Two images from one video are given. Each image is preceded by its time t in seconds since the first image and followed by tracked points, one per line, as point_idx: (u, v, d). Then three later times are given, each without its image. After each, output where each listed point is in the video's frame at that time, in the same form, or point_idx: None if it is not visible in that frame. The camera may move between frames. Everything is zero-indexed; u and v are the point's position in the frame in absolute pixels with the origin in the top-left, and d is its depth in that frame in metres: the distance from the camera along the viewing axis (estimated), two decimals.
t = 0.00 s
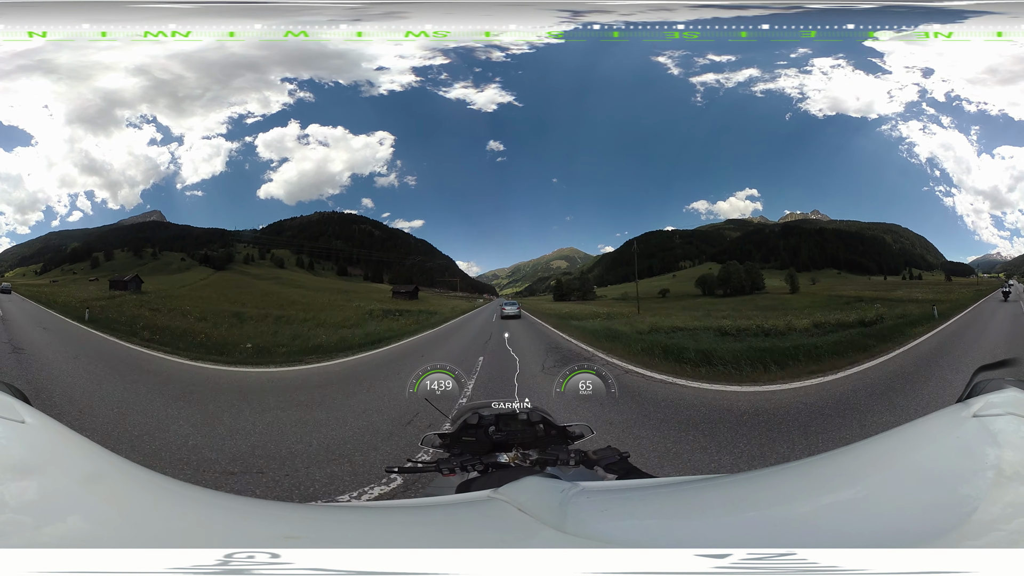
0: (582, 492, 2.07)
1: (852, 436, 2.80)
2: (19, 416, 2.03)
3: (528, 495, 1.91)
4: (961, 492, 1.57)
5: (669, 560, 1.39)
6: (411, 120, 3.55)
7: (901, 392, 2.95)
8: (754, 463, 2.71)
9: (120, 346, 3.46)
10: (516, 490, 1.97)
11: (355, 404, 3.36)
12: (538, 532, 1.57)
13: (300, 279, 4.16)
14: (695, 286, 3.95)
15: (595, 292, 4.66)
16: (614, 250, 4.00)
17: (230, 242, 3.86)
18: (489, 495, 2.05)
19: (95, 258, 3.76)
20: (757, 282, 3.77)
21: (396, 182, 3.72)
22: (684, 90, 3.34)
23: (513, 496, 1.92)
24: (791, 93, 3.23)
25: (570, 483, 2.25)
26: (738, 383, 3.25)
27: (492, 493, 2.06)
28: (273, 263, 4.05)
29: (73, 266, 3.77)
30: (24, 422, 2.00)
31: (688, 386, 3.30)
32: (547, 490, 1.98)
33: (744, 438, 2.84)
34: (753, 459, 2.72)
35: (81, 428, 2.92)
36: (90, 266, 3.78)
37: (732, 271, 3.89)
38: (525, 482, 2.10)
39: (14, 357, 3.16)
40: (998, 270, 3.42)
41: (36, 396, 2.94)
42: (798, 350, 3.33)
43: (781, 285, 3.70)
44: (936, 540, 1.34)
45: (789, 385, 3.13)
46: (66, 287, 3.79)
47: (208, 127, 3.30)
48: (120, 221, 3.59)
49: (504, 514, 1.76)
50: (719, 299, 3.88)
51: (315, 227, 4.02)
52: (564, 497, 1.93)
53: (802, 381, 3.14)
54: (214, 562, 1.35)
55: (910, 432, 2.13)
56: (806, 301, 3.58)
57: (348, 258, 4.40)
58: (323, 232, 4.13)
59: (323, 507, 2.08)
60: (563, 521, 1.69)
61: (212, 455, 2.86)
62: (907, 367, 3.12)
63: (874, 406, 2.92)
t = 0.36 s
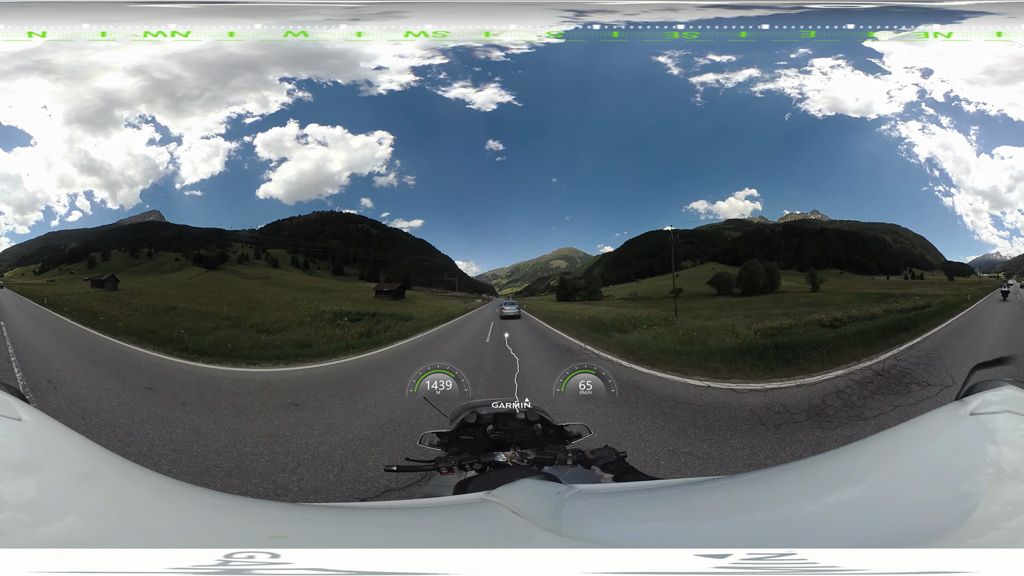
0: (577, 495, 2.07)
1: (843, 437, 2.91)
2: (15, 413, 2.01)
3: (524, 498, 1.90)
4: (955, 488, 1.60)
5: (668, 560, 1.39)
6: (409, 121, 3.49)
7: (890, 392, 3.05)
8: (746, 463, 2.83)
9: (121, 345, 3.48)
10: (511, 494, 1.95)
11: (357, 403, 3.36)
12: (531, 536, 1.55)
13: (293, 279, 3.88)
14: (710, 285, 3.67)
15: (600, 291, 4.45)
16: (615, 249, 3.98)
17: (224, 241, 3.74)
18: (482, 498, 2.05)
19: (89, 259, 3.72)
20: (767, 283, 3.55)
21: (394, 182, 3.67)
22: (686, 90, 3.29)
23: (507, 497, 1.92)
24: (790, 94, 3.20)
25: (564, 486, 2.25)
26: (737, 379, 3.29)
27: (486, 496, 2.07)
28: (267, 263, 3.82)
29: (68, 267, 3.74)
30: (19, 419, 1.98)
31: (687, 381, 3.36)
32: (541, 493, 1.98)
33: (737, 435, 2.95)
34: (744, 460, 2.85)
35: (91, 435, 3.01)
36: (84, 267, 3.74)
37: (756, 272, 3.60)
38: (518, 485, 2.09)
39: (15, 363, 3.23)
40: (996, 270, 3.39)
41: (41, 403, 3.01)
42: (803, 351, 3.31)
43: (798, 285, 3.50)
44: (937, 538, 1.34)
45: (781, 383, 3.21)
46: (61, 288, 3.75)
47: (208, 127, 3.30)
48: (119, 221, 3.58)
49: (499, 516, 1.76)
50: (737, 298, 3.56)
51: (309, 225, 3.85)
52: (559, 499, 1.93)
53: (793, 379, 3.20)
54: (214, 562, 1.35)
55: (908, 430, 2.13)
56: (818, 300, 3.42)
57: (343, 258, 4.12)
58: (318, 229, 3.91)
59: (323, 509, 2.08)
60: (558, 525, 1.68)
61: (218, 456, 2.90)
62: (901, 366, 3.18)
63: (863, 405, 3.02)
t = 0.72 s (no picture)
0: (566, 500, 2.07)
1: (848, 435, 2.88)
2: (14, 410, 2.00)
3: (509, 501, 1.90)
4: (961, 491, 1.59)
5: (668, 560, 1.39)
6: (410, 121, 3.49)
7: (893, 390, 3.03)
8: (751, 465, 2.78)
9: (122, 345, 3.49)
10: (495, 496, 1.96)
11: (356, 404, 3.35)
12: (511, 541, 1.55)
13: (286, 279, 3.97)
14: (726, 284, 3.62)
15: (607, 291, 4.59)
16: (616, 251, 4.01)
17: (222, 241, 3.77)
18: (466, 500, 2.05)
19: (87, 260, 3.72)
20: (789, 280, 3.54)
21: (396, 181, 3.69)
22: (686, 89, 3.29)
23: (491, 500, 1.93)
24: (791, 94, 3.20)
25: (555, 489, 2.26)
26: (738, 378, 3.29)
27: (470, 498, 2.08)
28: (263, 262, 3.87)
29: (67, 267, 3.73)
30: (18, 416, 1.97)
31: (689, 381, 3.35)
32: (528, 498, 1.96)
33: (739, 435, 2.93)
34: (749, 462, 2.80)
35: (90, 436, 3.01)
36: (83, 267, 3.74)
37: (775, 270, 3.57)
38: (504, 489, 2.08)
39: (7, 361, 3.18)
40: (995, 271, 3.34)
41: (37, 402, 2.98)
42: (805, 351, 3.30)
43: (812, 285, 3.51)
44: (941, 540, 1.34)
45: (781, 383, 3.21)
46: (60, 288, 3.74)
47: (208, 127, 3.30)
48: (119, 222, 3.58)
49: (482, 520, 1.77)
50: (757, 296, 3.55)
51: (309, 224, 3.87)
52: (547, 504, 1.93)
53: (793, 377, 3.20)
54: (214, 562, 1.36)
55: (909, 431, 2.13)
56: (816, 298, 3.46)
57: (343, 257, 4.27)
58: (318, 229, 3.95)
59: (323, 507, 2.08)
60: (537, 528, 1.68)
61: (217, 455, 2.90)
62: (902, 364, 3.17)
63: (867, 404, 2.99)
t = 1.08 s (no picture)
0: (557, 499, 2.07)
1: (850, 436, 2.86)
2: (16, 412, 2.00)
3: (503, 500, 1.90)
4: (965, 494, 1.58)
5: (668, 560, 1.39)
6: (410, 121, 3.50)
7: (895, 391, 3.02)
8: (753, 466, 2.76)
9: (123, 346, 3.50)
10: (489, 494, 1.97)
11: (357, 404, 3.35)
12: (502, 537, 1.54)
13: (282, 279, 3.86)
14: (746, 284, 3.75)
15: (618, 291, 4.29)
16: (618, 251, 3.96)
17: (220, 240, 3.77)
18: (460, 497, 2.05)
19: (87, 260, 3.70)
20: (809, 280, 3.56)
21: (397, 181, 3.68)
22: (690, 91, 3.34)
23: (484, 497, 1.93)
24: (792, 94, 3.22)
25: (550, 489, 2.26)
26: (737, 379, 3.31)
27: (465, 495, 2.07)
28: (260, 262, 3.83)
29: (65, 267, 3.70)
30: (21, 417, 1.97)
31: (689, 382, 3.35)
32: (521, 497, 1.95)
33: (741, 436, 2.92)
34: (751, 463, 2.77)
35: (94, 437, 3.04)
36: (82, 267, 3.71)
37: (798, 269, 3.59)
38: (499, 486, 2.07)
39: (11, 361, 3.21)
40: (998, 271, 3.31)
41: (42, 406, 3.01)
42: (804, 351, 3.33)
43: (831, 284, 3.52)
44: (943, 539, 1.34)
45: (782, 383, 3.20)
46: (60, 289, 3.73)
47: (208, 127, 3.30)
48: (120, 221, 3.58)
49: (474, 518, 1.76)
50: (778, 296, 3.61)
51: (309, 224, 3.87)
52: (539, 502, 1.93)
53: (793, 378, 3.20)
54: (214, 562, 1.35)
55: (911, 433, 2.12)
56: (833, 298, 3.45)
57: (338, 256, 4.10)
58: (316, 228, 3.92)
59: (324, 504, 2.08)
60: (528, 528, 1.65)
61: (218, 455, 2.91)
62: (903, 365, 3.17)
63: (869, 404, 2.99)
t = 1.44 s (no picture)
0: (550, 498, 2.07)
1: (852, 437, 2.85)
2: (22, 413, 2.00)
3: (496, 496, 1.90)
4: (975, 502, 1.58)
5: (670, 560, 1.39)
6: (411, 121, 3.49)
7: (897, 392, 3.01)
8: (755, 467, 2.76)
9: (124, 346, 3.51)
10: (483, 490, 1.97)
11: (357, 404, 3.35)
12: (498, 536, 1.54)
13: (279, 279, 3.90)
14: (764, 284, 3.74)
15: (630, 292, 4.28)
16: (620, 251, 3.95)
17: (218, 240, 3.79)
18: (455, 493, 2.05)
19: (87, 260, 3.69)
20: (827, 280, 3.51)
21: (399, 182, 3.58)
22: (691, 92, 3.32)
23: (478, 494, 1.93)
24: (795, 94, 3.19)
25: (542, 488, 2.24)
26: (737, 381, 3.32)
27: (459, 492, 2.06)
28: (255, 262, 3.81)
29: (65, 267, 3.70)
30: (27, 419, 1.96)
31: (690, 384, 3.35)
32: (515, 494, 1.94)
33: (743, 437, 2.91)
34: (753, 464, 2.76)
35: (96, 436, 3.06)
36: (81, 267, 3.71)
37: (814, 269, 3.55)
38: (494, 484, 2.06)
39: (13, 361, 3.23)
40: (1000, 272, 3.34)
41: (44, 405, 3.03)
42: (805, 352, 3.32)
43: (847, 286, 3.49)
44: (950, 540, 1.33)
45: (782, 384, 3.20)
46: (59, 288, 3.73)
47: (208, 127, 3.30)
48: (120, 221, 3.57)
49: (467, 515, 1.76)
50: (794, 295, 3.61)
51: (309, 224, 3.88)
52: (532, 501, 1.92)
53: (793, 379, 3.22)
54: (214, 562, 1.35)
55: (916, 437, 2.12)
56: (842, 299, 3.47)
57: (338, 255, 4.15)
58: (316, 228, 3.93)
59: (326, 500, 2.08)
60: (515, 526, 1.63)
61: (218, 454, 2.91)
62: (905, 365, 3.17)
63: (871, 406, 2.98)
